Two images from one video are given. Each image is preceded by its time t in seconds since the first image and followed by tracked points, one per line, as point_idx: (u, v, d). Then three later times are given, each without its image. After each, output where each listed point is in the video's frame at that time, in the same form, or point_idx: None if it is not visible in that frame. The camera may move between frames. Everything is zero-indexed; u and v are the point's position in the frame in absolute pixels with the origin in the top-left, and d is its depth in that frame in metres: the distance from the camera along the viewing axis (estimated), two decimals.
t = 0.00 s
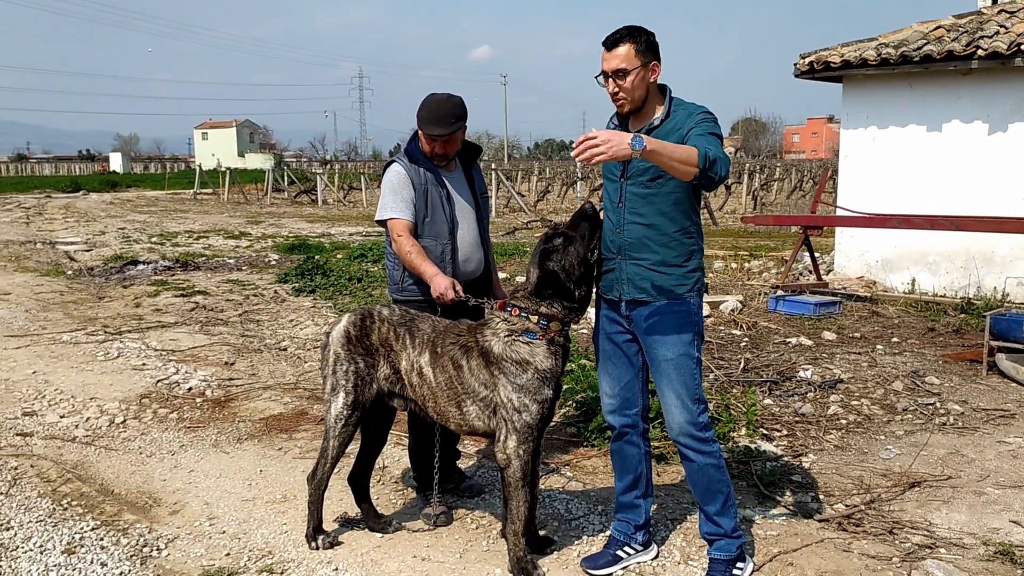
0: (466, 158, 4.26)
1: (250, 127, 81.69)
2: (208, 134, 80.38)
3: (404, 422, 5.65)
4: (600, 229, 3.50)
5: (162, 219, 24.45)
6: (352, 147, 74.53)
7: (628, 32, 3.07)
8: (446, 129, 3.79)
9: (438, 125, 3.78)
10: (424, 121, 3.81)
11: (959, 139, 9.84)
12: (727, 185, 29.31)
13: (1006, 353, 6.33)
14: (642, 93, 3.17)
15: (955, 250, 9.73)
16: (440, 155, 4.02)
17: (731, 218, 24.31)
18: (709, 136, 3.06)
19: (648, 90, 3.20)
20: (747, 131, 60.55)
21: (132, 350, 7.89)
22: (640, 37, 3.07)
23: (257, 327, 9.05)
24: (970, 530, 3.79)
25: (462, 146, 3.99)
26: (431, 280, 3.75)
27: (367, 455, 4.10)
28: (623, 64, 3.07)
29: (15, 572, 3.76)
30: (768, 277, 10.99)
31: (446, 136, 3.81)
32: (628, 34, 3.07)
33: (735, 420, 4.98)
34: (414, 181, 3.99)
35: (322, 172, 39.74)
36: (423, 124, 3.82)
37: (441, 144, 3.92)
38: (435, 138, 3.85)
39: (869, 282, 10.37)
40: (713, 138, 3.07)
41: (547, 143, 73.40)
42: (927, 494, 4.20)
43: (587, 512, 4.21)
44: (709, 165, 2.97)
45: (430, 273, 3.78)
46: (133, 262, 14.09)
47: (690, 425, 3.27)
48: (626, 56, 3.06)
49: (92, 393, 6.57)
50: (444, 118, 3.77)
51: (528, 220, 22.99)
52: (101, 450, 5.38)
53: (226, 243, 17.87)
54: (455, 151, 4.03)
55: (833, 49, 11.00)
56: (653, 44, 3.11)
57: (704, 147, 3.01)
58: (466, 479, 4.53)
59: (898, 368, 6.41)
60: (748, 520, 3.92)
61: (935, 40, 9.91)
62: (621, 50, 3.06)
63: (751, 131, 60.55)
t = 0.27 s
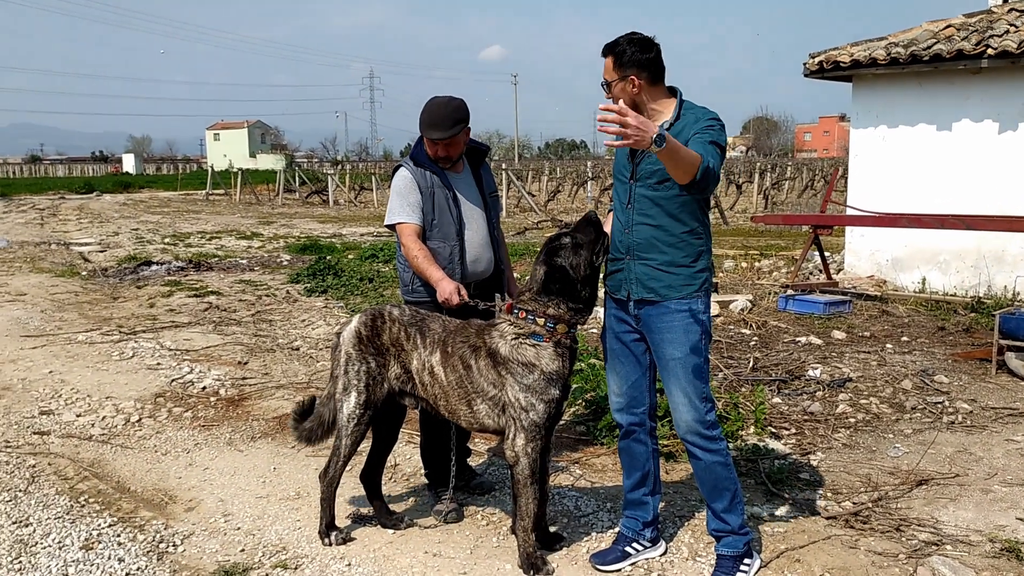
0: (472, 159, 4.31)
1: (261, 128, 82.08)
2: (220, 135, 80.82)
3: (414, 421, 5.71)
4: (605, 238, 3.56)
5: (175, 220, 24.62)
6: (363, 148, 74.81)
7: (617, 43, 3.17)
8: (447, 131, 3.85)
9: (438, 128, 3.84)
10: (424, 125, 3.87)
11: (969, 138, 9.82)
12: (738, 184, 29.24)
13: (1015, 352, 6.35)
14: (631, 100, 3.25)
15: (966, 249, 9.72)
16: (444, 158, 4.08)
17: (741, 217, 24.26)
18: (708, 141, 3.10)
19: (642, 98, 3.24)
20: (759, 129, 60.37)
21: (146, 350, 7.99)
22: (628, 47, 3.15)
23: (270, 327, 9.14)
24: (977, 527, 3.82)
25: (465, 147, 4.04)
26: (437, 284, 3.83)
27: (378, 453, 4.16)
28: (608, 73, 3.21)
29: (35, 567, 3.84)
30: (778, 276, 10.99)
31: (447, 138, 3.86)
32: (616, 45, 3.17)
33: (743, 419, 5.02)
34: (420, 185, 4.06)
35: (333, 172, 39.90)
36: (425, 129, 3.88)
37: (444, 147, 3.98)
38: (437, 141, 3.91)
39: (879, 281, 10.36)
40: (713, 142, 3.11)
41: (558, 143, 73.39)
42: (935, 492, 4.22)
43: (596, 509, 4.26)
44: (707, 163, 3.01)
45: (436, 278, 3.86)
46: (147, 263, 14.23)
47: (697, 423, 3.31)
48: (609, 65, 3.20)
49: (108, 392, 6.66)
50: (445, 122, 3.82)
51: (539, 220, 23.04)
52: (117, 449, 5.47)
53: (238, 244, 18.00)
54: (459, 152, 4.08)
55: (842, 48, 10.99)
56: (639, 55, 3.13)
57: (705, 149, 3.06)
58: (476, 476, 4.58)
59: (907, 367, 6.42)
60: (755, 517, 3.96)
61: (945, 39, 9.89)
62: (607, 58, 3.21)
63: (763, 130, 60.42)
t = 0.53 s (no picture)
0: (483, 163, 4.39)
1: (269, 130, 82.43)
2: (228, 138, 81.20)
3: (427, 420, 5.81)
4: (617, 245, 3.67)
5: (185, 223, 24.80)
6: (370, 150, 75.07)
7: (620, 54, 3.31)
8: (455, 138, 3.94)
9: (447, 135, 3.94)
10: (433, 132, 3.97)
11: (975, 140, 9.87)
12: (745, 186, 29.29)
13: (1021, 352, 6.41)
14: (642, 107, 3.36)
15: (972, 250, 9.77)
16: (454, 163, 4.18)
17: (749, 219, 24.31)
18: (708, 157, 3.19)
19: (652, 103, 3.35)
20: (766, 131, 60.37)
21: (162, 351, 8.12)
22: (631, 56, 3.28)
23: (282, 328, 9.26)
24: (981, 523, 3.89)
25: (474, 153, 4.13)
26: (446, 287, 3.95)
27: (394, 450, 4.26)
28: (616, 85, 3.35)
29: (61, 561, 3.95)
30: (786, 277, 11.06)
31: (455, 145, 3.96)
32: (620, 57, 3.31)
33: (751, 417, 5.11)
34: (431, 190, 4.16)
35: (341, 174, 40.09)
36: (434, 136, 3.99)
37: (453, 153, 4.07)
38: (445, 147, 4.01)
39: (886, 282, 10.42)
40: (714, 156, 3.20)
41: (565, 144, 73.49)
42: (940, 489, 4.29)
43: (607, 505, 4.35)
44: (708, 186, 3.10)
45: (445, 281, 3.97)
46: (159, 265, 14.38)
47: (704, 420, 3.40)
48: (615, 78, 3.34)
49: (126, 391, 6.79)
50: (453, 129, 3.92)
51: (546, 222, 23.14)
52: (136, 447, 5.58)
53: (248, 246, 18.15)
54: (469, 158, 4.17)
55: (849, 51, 11.06)
56: (644, 61, 3.26)
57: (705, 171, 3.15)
58: (489, 473, 4.68)
59: (914, 367, 6.49)
60: (763, 513, 4.04)
61: (951, 42, 9.95)
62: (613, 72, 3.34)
63: (770, 131, 60.40)
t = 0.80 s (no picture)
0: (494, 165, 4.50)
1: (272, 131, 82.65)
2: (231, 139, 81.41)
3: (439, 417, 5.93)
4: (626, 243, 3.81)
5: (191, 223, 24.95)
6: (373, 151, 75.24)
7: (617, 69, 3.38)
8: (467, 141, 4.06)
9: (459, 138, 4.05)
10: (446, 135, 4.08)
11: (977, 141, 9.97)
12: (748, 186, 29.38)
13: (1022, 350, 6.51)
14: (646, 117, 3.45)
15: (975, 250, 9.87)
16: (467, 165, 4.29)
17: (752, 219, 24.40)
18: (709, 177, 3.32)
19: (654, 111, 3.44)
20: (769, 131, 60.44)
21: (175, 350, 8.25)
22: (629, 70, 3.35)
23: (292, 327, 9.39)
24: (982, 515, 4.00)
25: (486, 154, 4.24)
26: (457, 286, 4.07)
27: (409, 445, 4.38)
28: (617, 100, 3.43)
29: (88, 551, 4.07)
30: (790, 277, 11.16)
31: (468, 147, 4.07)
32: (617, 71, 3.38)
33: (757, 413, 5.22)
34: (443, 191, 4.28)
35: (345, 175, 40.24)
36: (446, 137, 4.10)
37: (465, 155, 4.18)
38: (458, 149, 4.12)
39: (889, 282, 10.52)
40: (714, 173, 3.32)
41: (568, 145, 73.62)
42: (942, 482, 4.40)
43: (616, 498, 4.46)
44: (709, 215, 3.29)
45: (456, 280, 4.09)
46: (168, 265, 14.52)
47: (711, 415, 3.51)
48: (617, 93, 3.41)
49: (141, 389, 6.92)
50: (465, 130, 4.03)
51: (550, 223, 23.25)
52: (154, 443, 5.71)
53: (255, 246, 18.29)
54: (481, 160, 4.29)
55: (851, 53, 11.16)
56: (642, 71, 3.35)
57: (706, 196, 3.31)
58: (501, 467, 4.79)
59: (916, 364, 6.59)
60: (769, 505, 4.15)
61: (953, 44, 10.05)
62: (613, 87, 3.41)
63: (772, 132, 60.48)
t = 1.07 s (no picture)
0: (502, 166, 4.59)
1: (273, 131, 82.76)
2: (232, 139, 81.53)
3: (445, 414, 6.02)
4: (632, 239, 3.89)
5: (194, 224, 25.05)
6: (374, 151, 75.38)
7: (618, 80, 3.44)
8: (477, 142, 4.14)
9: (470, 139, 4.13)
10: (457, 136, 4.16)
11: (976, 141, 10.05)
12: (749, 186, 29.47)
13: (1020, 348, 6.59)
14: (648, 124, 3.53)
15: (974, 249, 9.95)
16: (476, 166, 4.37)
17: (753, 218, 24.48)
18: (701, 179, 3.42)
19: (654, 117, 3.52)
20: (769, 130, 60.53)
21: (183, 349, 8.34)
22: (630, 80, 3.43)
23: (298, 327, 9.48)
24: (980, 509, 4.08)
25: (495, 156, 4.32)
26: (464, 286, 4.15)
27: (419, 441, 4.47)
28: (620, 111, 3.49)
29: (104, 545, 4.16)
30: (791, 276, 11.24)
31: (478, 148, 4.15)
32: (618, 82, 3.44)
33: (759, 410, 5.31)
34: (452, 192, 4.36)
35: (347, 176, 40.34)
36: (457, 139, 4.18)
37: (475, 156, 4.26)
38: (469, 151, 4.20)
39: (889, 281, 10.60)
40: (707, 174, 3.41)
41: (569, 144, 73.72)
42: (941, 477, 4.49)
43: (621, 493, 4.55)
44: (698, 216, 3.40)
45: (464, 280, 4.17)
46: (173, 265, 14.62)
47: (716, 410, 3.59)
48: (620, 104, 3.48)
49: (150, 388, 7.01)
50: (476, 132, 4.11)
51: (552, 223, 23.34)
52: (165, 440, 5.80)
53: (259, 247, 18.39)
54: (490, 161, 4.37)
55: (852, 53, 11.25)
56: (643, 80, 3.42)
57: (697, 198, 3.41)
58: (508, 463, 4.88)
59: (916, 362, 6.68)
60: (771, 500, 4.24)
61: (952, 45, 10.13)
62: (615, 99, 3.48)
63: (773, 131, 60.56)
